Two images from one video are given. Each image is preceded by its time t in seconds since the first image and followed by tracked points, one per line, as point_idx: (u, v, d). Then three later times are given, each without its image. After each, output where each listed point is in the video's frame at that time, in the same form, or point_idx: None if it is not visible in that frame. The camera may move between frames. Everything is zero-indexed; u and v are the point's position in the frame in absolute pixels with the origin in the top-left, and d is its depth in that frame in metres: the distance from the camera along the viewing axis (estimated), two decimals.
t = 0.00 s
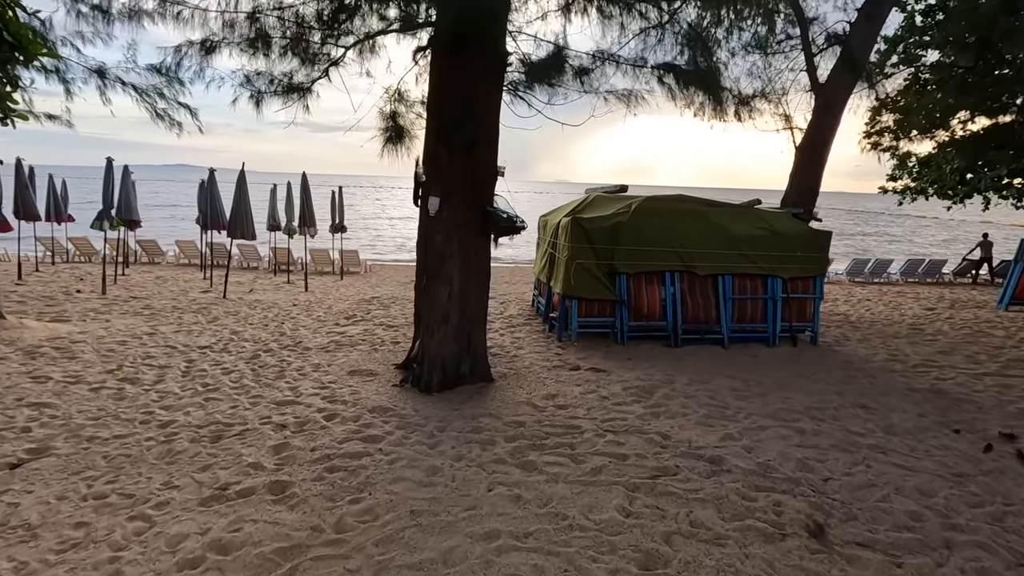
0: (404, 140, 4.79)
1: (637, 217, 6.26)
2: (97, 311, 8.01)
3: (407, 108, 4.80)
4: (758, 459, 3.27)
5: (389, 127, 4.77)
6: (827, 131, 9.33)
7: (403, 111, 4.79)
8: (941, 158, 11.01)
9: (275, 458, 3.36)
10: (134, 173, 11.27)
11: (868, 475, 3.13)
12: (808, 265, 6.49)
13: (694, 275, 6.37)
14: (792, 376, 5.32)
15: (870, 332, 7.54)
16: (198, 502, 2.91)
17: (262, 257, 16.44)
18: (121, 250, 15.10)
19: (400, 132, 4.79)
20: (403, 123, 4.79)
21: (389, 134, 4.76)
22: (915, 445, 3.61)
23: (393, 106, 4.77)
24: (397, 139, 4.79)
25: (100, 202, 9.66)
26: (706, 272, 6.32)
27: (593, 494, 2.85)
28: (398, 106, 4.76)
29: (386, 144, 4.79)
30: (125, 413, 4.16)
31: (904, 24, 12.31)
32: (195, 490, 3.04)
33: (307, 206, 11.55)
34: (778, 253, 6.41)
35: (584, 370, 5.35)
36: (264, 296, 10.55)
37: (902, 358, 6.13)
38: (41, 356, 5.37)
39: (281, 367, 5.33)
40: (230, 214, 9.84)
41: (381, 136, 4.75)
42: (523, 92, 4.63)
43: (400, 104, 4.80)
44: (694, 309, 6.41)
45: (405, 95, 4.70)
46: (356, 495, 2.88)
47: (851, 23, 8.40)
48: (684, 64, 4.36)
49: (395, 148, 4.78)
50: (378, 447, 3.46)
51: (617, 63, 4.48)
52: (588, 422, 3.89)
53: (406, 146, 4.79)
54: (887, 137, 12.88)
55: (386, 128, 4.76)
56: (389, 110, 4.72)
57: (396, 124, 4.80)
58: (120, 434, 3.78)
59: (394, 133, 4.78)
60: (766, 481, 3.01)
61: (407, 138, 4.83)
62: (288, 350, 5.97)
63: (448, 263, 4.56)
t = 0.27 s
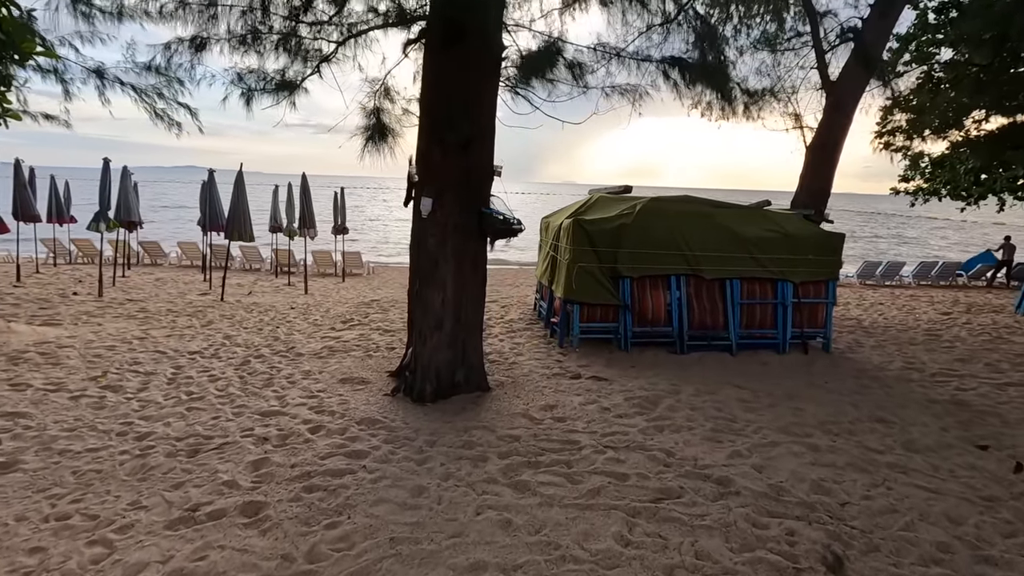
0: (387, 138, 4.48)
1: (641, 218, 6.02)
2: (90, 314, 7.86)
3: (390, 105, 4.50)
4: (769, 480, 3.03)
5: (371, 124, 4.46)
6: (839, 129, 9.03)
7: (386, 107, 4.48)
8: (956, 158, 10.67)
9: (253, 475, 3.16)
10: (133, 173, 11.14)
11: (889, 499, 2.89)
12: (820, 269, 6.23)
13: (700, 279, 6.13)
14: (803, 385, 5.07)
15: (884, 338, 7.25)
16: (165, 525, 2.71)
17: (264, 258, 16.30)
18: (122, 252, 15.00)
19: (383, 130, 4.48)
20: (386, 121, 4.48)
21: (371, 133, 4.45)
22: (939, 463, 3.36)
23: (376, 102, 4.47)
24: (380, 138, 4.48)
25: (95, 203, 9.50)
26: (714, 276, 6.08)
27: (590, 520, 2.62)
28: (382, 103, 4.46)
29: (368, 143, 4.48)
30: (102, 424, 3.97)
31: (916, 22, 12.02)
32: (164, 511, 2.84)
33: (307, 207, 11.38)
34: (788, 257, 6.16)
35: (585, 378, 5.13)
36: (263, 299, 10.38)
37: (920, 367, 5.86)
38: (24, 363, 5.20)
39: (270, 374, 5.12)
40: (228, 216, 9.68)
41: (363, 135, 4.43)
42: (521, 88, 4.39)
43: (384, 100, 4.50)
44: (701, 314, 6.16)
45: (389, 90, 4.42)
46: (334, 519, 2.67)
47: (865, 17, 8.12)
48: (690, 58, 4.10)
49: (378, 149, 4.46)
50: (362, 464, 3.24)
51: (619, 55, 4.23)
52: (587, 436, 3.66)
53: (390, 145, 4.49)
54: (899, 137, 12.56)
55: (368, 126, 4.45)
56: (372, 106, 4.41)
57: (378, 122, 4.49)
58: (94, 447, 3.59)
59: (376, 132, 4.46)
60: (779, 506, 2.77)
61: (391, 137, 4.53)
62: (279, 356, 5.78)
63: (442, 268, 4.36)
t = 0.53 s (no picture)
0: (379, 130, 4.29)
1: (650, 218, 5.82)
2: (89, 316, 7.75)
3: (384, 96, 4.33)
4: (790, 498, 2.82)
5: (364, 115, 4.28)
6: (854, 127, 8.75)
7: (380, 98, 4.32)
8: (974, 157, 10.34)
9: (239, 488, 2.98)
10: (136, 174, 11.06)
11: (923, 519, 2.66)
12: (837, 271, 5.98)
13: (712, 282, 5.91)
14: (822, 392, 4.83)
15: (903, 342, 6.99)
16: (142, 543, 2.53)
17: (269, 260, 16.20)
18: (127, 253, 14.96)
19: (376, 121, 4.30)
20: (379, 112, 4.30)
21: (363, 123, 4.26)
22: (975, 479, 3.12)
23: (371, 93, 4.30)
24: (371, 130, 4.29)
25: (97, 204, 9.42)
26: (726, 278, 5.86)
27: (597, 542, 2.42)
28: (376, 93, 4.29)
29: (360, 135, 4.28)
30: (88, 431, 3.81)
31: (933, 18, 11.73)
32: (143, 527, 2.66)
33: (311, 208, 11.25)
34: (803, 258, 5.92)
35: (593, 384, 4.92)
36: (265, 300, 10.25)
37: (943, 373, 5.60)
38: (16, 366, 5.07)
39: (266, 379, 4.96)
40: (230, 216, 9.56)
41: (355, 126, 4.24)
42: (527, 80, 4.23)
43: (379, 91, 4.34)
44: (713, 317, 5.93)
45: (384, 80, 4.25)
46: (322, 539, 2.48)
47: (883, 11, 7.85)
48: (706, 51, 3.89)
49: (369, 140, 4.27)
50: (355, 477, 3.06)
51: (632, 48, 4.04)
52: (594, 447, 3.46)
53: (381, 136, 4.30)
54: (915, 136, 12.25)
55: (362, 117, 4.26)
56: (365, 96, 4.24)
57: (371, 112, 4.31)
58: (77, 455, 3.43)
59: (368, 122, 4.27)
60: (803, 527, 2.55)
61: (384, 129, 4.34)
62: (276, 360, 5.62)
63: (442, 269, 4.17)
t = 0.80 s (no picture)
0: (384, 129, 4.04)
1: (674, 226, 5.57)
2: (105, 322, 7.74)
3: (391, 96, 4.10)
4: (835, 540, 2.53)
5: (368, 112, 4.03)
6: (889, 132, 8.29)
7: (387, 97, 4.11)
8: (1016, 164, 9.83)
9: (235, 514, 2.80)
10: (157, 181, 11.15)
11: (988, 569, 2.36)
12: (874, 284, 5.62)
13: (740, 294, 5.61)
14: (860, 414, 4.50)
15: (945, 359, 6.57)
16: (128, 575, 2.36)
17: (288, 266, 16.25)
18: (149, 259, 15.12)
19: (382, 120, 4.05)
20: (385, 110, 4.06)
21: (366, 120, 4.01)
22: None
23: (377, 92, 4.10)
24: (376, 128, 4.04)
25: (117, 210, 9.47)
26: (755, 291, 5.55)
27: None
28: (382, 91, 4.07)
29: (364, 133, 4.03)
30: (87, 446, 3.68)
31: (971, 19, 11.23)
32: (129, 556, 2.49)
33: (328, 215, 11.20)
34: (837, 269, 5.59)
35: (612, 402, 4.66)
36: (281, 307, 10.20)
37: (991, 394, 5.21)
38: (25, 375, 5.00)
39: (274, 392, 4.81)
40: (247, 223, 9.53)
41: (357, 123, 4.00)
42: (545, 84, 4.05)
43: (386, 90, 4.13)
44: (740, 331, 5.62)
45: (392, 78, 4.03)
46: None
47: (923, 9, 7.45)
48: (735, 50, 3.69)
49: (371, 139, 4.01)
50: (357, 505, 2.85)
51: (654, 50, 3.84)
52: (614, 474, 3.21)
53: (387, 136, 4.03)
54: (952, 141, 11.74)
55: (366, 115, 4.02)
56: (370, 93, 4.02)
57: (376, 111, 4.08)
58: (73, 473, 3.29)
59: (372, 120, 4.03)
60: None
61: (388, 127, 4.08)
62: (286, 371, 5.47)
63: (454, 279, 3.97)
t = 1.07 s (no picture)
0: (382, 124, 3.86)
1: (695, 231, 5.35)
2: (121, 325, 7.75)
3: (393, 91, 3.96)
4: None
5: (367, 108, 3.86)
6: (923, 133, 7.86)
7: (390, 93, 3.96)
8: None
9: (231, 533, 2.67)
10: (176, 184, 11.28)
11: None
12: (909, 292, 5.31)
13: (765, 302, 5.35)
14: (897, 432, 4.22)
15: (985, 372, 6.21)
16: None
17: (305, 269, 16.29)
18: (169, 261, 15.29)
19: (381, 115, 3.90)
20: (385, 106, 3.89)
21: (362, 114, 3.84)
22: None
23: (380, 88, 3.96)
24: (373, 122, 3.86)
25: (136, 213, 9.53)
26: (781, 299, 5.29)
27: None
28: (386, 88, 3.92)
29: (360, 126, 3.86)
30: (87, 455, 3.59)
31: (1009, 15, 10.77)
32: None
33: (344, 218, 11.16)
34: (870, 277, 5.31)
35: (630, 416, 4.44)
36: (297, 311, 10.16)
37: None
38: (35, 380, 4.97)
39: (281, 399, 4.70)
40: (263, 226, 9.52)
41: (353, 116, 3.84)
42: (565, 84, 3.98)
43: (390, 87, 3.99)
44: (765, 341, 5.36)
45: (395, 73, 3.86)
46: None
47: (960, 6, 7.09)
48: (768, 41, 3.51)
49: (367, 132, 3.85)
50: (357, 526, 2.69)
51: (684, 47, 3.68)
52: (631, 497, 3.01)
53: (384, 129, 3.87)
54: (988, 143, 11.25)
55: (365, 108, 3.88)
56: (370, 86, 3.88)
57: (375, 104, 3.95)
58: (70, 484, 3.20)
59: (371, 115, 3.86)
60: None
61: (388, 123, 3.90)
62: (295, 378, 5.37)
63: (464, 286, 3.81)
